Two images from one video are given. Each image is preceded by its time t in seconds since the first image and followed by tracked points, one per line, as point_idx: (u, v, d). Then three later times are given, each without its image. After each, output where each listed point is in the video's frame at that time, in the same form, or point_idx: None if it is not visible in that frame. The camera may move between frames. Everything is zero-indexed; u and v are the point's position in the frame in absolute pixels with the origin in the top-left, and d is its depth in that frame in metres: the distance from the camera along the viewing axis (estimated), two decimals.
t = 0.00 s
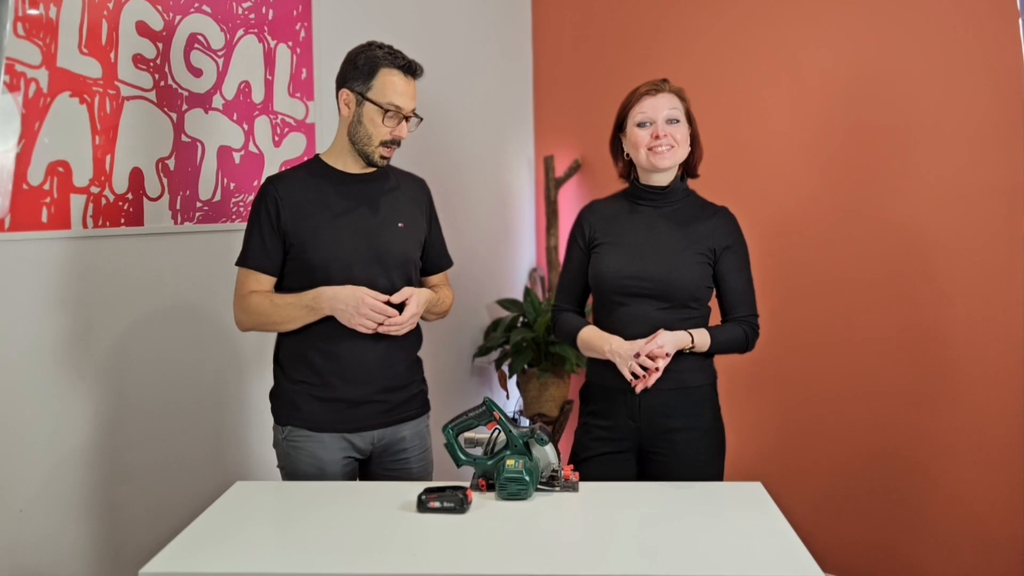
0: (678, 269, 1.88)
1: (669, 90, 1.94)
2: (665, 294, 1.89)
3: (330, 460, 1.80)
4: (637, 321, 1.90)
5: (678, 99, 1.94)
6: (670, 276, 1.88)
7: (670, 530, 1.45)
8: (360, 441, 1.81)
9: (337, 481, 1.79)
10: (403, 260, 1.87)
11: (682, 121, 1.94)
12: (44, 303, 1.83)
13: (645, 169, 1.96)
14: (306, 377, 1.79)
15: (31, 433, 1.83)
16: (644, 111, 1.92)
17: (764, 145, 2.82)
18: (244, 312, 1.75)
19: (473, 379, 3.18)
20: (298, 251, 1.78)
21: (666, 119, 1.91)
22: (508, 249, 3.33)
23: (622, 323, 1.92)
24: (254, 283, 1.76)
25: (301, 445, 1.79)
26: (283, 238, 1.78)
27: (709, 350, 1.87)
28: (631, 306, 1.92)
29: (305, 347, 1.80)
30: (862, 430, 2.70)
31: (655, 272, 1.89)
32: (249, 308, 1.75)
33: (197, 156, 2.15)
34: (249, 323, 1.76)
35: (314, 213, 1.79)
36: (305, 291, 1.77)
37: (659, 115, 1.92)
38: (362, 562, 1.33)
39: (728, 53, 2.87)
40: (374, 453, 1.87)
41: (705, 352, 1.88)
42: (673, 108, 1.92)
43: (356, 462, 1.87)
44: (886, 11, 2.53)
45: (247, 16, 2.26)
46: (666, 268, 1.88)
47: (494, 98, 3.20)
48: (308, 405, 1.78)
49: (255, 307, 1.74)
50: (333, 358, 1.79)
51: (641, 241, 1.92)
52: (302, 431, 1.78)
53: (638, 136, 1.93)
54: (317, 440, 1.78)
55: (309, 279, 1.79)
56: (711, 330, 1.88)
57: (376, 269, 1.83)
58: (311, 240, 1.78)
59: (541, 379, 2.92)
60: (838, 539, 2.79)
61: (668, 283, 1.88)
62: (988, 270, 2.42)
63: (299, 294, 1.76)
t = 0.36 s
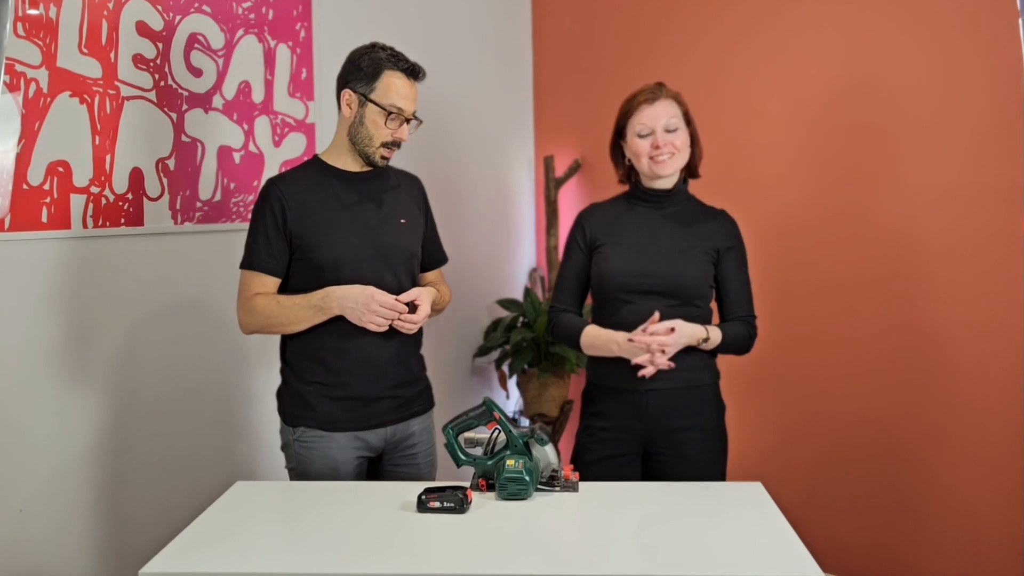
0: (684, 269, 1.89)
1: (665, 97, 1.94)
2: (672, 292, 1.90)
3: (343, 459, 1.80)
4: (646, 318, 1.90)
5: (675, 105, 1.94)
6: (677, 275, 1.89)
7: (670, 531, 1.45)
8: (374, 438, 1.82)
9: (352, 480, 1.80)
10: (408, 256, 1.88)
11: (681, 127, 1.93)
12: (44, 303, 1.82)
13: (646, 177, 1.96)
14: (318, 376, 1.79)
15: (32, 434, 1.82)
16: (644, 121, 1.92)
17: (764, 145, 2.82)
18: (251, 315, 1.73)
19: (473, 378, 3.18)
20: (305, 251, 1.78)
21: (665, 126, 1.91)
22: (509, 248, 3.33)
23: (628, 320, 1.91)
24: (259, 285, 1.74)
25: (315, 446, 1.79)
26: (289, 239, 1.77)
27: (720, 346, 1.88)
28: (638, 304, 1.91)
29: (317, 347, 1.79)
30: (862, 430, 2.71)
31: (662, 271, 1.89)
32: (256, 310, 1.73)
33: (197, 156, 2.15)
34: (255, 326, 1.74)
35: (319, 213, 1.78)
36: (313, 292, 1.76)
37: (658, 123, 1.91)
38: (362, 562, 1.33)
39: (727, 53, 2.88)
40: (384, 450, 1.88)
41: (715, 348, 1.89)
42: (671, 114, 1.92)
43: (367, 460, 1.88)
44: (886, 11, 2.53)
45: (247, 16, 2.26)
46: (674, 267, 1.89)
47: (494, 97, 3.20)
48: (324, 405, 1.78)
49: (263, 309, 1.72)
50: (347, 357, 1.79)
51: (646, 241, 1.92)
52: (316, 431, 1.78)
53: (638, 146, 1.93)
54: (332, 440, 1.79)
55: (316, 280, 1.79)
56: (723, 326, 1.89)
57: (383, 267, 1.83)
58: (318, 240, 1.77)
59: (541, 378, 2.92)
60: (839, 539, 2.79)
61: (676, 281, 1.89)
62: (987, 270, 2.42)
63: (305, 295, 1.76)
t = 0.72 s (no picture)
0: (686, 269, 1.89)
1: (649, 107, 1.89)
2: (673, 293, 1.90)
3: (346, 459, 1.80)
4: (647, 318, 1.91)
5: (659, 116, 1.89)
6: (678, 276, 1.89)
7: (670, 530, 1.46)
8: (376, 437, 1.83)
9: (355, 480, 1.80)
10: (410, 256, 1.89)
11: (665, 137, 1.90)
12: (44, 303, 1.82)
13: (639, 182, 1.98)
14: (320, 376, 1.79)
15: (33, 434, 1.82)
16: (625, 134, 1.92)
17: (764, 145, 2.82)
18: (253, 315, 1.73)
19: (473, 378, 3.18)
20: (307, 252, 1.78)
21: (642, 141, 1.90)
22: (509, 248, 3.34)
23: (626, 320, 1.92)
24: (261, 285, 1.74)
25: (318, 446, 1.79)
26: (291, 240, 1.77)
27: (717, 350, 1.88)
28: (638, 304, 1.92)
29: (320, 347, 1.79)
30: (862, 429, 2.71)
31: (663, 271, 1.89)
32: (258, 311, 1.72)
33: (197, 156, 2.15)
34: (257, 326, 1.73)
35: (322, 213, 1.78)
36: (316, 292, 1.76)
37: (636, 137, 1.90)
38: (362, 562, 1.33)
39: (727, 53, 2.88)
40: (386, 449, 1.88)
41: (712, 352, 1.89)
42: (649, 129, 1.88)
43: (369, 460, 1.88)
44: (886, 11, 2.53)
45: (247, 16, 2.26)
46: (676, 267, 1.89)
47: (494, 97, 3.20)
48: (328, 405, 1.78)
49: (266, 310, 1.72)
50: (349, 356, 1.80)
51: (647, 241, 1.92)
52: (319, 430, 1.78)
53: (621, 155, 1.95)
54: (335, 440, 1.79)
55: (319, 280, 1.79)
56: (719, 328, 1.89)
57: (386, 266, 1.84)
58: (320, 241, 1.77)
59: (541, 378, 2.92)
60: (839, 539, 2.80)
61: (677, 281, 1.89)
62: (987, 270, 2.42)
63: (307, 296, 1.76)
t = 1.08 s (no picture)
0: (678, 272, 1.89)
1: (637, 112, 1.89)
2: (661, 295, 1.91)
3: (346, 459, 1.80)
4: (634, 320, 1.94)
5: (646, 121, 1.88)
6: (667, 279, 1.89)
7: (670, 530, 1.46)
8: (376, 437, 1.83)
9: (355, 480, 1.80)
10: (411, 256, 1.89)
11: (654, 142, 1.89)
12: (43, 304, 1.82)
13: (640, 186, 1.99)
14: (320, 375, 1.79)
15: (33, 433, 1.82)
16: (617, 140, 1.93)
17: (764, 145, 2.82)
18: (253, 315, 1.73)
19: (473, 378, 3.18)
20: (307, 252, 1.78)
21: (634, 147, 1.90)
22: (510, 248, 3.34)
23: (623, 322, 1.96)
24: (261, 285, 1.74)
25: (318, 446, 1.79)
26: (291, 240, 1.77)
27: (700, 354, 1.87)
28: (630, 304, 1.95)
29: (320, 347, 1.79)
30: (862, 429, 2.71)
31: (653, 272, 1.90)
32: (258, 311, 1.72)
33: (197, 156, 2.15)
34: (257, 326, 1.73)
35: (322, 213, 1.78)
36: (315, 292, 1.76)
37: (628, 143, 1.91)
38: (363, 562, 1.33)
39: (728, 53, 2.87)
40: (386, 449, 1.88)
41: (695, 355, 1.88)
42: (640, 135, 1.88)
43: (369, 460, 1.88)
44: (887, 11, 2.53)
45: (247, 16, 2.25)
46: (667, 269, 1.89)
47: (495, 98, 3.20)
48: (328, 405, 1.78)
49: (265, 310, 1.72)
50: (349, 357, 1.79)
51: (641, 242, 1.94)
52: (319, 430, 1.78)
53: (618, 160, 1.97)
54: (335, 440, 1.79)
55: (320, 279, 1.79)
56: (703, 333, 1.88)
57: (386, 266, 1.84)
58: (319, 241, 1.77)
59: (541, 378, 2.92)
60: (838, 539, 2.80)
61: (665, 284, 1.90)
62: (987, 270, 2.42)
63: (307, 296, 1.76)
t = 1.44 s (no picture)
0: (673, 273, 1.88)
1: (633, 115, 1.89)
2: (656, 296, 1.91)
3: (345, 459, 1.80)
4: (632, 321, 1.95)
5: (643, 123, 1.87)
6: (663, 280, 1.89)
7: (670, 530, 1.46)
8: (376, 437, 1.82)
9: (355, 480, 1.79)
10: (410, 256, 1.89)
11: (652, 144, 1.88)
12: (42, 304, 1.82)
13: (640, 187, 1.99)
14: (320, 375, 1.79)
15: (32, 433, 1.81)
16: (615, 143, 1.93)
17: (765, 145, 2.82)
18: (252, 315, 1.73)
19: (473, 379, 3.18)
20: (307, 252, 1.78)
21: (630, 149, 1.90)
22: (510, 249, 3.34)
23: (622, 323, 1.97)
24: (260, 285, 1.74)
25: (318, 446, 1.79)
26: (291, 240, 1.76)
27: (696, 357, 1.87)
28: (628, 305, 1.96)
29: (320, 347, 1.79)
30: (863, 429, 2.71)
31: (648, 273, 1.91)
32: (257, 311, 1.72)
33: (197, 156, 2.15)
34: (257, 326, 1.74)
35: (322, 213, 1.78)
36: (315, 292, 1.76)
37: (625, 145, 1.91)
38: (362, 562, 1.33)
39: (728, 53, 2.87)
40: (386, 449, 1.88)
41: (691, 358, 1.88)
42: (636, 138, 1.88)
43: (369, 460, 1.88)
44: (886, 11, 2.53)
45: (247, 16, 2.26)
46: (664, 270, 1.89)
47: (495, 98, 3.20)
48: (327, 405, 1.78)
49: (265, 310, 1.72)
50: (349, 357, 1.79)
51: (639, 243, 1.95)
52: (319, 430, 1.78)
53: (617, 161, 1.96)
54: (335, 440, 1.79)
55: (320, 279, 1.79)
56: (700, 336, 1.87)
57: (386, 266, 1.84)
58: (319, 241, 1.77)
59: (541, 379, 2.92)
60: (838, 539, 2.80)
61: (660, 284, 1.90)
62: (987, 270, 2.42)
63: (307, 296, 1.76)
